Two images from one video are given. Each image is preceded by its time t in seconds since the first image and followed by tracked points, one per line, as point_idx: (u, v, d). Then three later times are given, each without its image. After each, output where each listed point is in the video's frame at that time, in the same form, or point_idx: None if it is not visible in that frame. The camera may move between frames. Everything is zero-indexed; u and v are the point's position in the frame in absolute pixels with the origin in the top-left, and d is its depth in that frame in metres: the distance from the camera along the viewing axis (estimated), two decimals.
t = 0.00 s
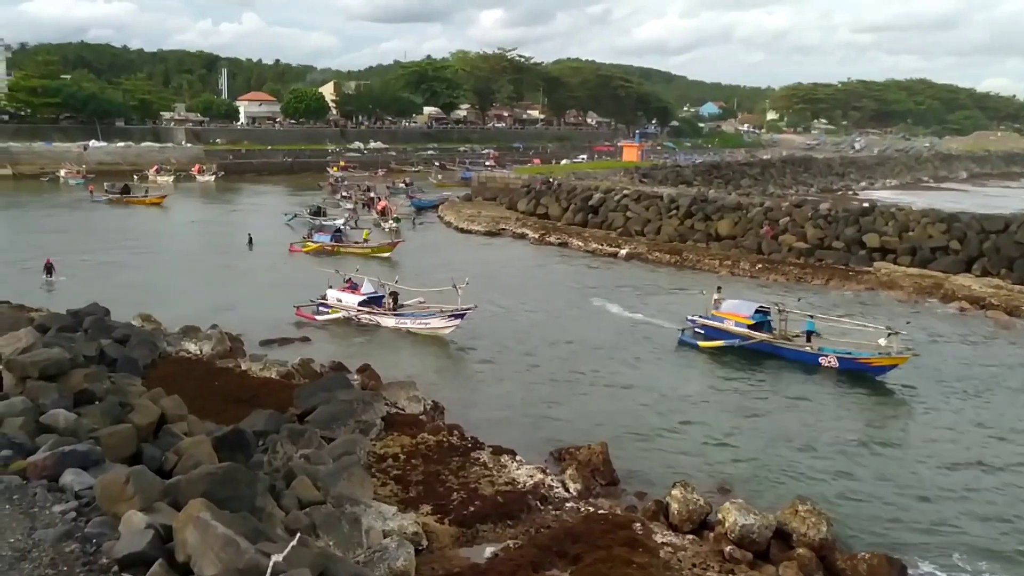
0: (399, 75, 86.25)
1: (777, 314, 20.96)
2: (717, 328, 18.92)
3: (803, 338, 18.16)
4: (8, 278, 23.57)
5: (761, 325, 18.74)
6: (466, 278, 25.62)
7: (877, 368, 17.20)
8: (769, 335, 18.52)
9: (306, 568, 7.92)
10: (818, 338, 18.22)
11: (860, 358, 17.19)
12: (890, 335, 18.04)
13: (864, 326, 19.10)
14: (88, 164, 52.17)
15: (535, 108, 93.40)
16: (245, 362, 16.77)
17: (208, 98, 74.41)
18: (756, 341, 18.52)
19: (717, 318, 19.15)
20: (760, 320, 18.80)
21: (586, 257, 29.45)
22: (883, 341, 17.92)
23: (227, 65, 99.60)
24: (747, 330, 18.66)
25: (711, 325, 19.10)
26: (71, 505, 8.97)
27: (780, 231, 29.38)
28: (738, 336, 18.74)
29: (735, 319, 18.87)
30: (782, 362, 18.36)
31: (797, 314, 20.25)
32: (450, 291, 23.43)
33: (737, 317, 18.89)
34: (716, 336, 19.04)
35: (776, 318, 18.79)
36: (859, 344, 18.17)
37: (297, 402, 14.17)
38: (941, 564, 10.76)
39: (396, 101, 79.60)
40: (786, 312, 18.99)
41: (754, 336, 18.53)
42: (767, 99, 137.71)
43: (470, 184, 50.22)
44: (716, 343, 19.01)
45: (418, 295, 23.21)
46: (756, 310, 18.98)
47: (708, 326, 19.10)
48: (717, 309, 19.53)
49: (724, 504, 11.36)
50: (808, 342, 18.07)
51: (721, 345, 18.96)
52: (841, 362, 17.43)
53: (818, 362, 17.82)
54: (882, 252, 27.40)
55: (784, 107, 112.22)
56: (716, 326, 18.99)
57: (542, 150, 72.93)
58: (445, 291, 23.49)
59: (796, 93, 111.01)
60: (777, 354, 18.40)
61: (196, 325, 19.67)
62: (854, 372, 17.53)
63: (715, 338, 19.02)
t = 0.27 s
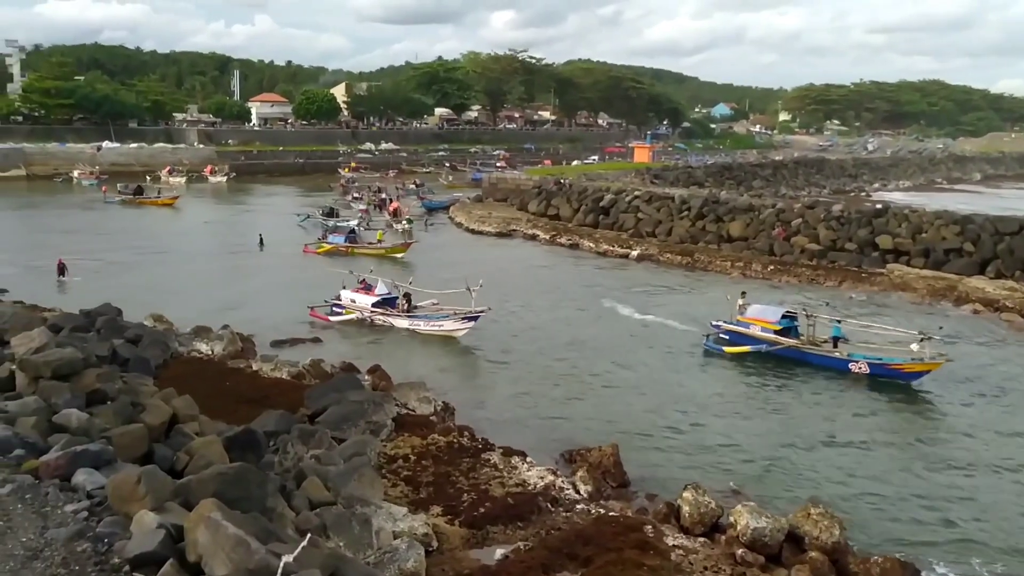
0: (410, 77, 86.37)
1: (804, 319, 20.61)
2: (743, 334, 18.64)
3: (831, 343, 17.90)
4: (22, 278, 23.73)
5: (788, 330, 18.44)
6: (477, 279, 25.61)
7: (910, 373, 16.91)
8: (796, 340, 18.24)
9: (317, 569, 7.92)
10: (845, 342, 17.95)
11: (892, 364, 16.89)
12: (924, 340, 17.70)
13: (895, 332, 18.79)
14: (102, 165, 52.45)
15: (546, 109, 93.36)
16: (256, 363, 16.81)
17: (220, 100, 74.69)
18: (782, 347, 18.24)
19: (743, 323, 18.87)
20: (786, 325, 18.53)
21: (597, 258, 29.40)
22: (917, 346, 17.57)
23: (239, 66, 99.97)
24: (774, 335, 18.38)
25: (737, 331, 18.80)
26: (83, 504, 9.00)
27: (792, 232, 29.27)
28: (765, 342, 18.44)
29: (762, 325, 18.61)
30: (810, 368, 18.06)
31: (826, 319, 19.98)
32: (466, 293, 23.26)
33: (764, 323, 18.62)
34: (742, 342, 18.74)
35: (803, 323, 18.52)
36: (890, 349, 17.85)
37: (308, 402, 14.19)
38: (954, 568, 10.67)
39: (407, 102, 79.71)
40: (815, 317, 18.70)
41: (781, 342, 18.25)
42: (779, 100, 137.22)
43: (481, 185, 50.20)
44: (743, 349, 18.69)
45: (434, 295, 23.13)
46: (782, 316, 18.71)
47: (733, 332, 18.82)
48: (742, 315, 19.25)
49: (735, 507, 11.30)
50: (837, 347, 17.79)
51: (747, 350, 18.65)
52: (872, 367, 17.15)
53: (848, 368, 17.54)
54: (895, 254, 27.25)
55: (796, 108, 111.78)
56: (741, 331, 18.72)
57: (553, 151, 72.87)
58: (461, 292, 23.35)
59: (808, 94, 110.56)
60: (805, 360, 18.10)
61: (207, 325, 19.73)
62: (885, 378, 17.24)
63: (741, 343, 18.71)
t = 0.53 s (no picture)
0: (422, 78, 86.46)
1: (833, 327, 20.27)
2: (771, 339, 18.25)
3: (861, 349, 17.55)
4: (35, 278, 23.88)
5: (817, 336, 18.12)
6: (489, 281, 25.58)
7: (945, 379, 16.49)
8: (825, 346, 17.90)
9: (327, 570, 7.90)
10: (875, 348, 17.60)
11: (925, 370, 16.50)
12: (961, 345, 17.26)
13: (930, 337, 18.36)
14: (115, 166, 52.69)
15: (557, 110, 93.28)
16: (267, 363, 16.83)
17: (232, 101, 74.96)
18: (810, 352, 17.90)
19: (770, 328, 18.49)
20: (815, 331, 18.20)
21: (608, 260, 29.33)
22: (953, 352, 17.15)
23: (251, 68, 100.32)
24: (803, 341, 18.05)
25: (764, 336, 18.40)
26: (95, 503, 9.01)
27: (805, 234, 29.12)
28: (793, 347, 18.08)
29: (790, 330, 18.29)
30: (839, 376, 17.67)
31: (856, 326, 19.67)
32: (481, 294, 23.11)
33: (792, 328, 18.29)
34: (769, 347, 18.36)
35: (832, 330, 18.20)
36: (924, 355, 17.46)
37: (318, 403, 14.20)
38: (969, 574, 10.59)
39: (419, 103, 79.80)
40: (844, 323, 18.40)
41: (809, 347, 17.90)
42: (791, 101, 136.68)
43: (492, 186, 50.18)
44: (770, 354, 18.32)
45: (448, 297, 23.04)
46: (811, 322, 18.42)
47: (760, 337, 18.38)
48: (769, 320, 18.92)
49: (747, 510, 11.23)
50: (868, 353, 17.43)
51: (775, 356, 18.27)
52: (906, 374, 16.77)
53: (881, 374, 17.18)
54: (909, 256, 27.06)
55: (809, 109, 111.31)
56: (768, 336, 18.32)
57: (564, 152, 72.79)
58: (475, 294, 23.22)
59: (821, 95, 110.06)
60: (834, 366, 17.74)
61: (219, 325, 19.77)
62: (919, 385, 16.88)
63: (768, 349, 18.33)
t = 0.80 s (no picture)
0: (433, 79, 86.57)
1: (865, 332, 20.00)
2: (802, 345, 17.88)
3: (893, 355, 17.23)
4: (48, 278, 24.04)
5: (848, 342, 17.79)
6: (501, 282, 25.55)
7: (982, 387, 16.15)
8: (856, 353, 17.56)
9: (338, 571, 7.90)
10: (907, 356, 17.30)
11: (961, 378, 16.16)
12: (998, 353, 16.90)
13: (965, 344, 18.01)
14: (128, 166, 52.95)
15: (568, 111, 93.20)
16: (279, 363, 16.85)
17: (245, 102, 75.24)
18: (842, 359, 17.54)
19: (800, 334, 18.13)
20: (846, 337, 17.88)
21: (619, 261, 29.26)
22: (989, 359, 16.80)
23: (264, 69, 100.68)
24: (834, 347, 17.72)
25: (794, 342, 18.02)
26: (107, 503, 9.04)
27: (818, 235, 28.99)
28: (824, 354, 17.73)
29: (820, 336, 17.96)
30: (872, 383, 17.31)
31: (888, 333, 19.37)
32: (494, 297, 23.07)
33: (822, 334, 17.98)
34: (798, 354, 18.00)
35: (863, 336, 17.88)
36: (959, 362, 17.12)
37: (329, 403, 14.20)
38: None
39: (430, 105, 79.89)
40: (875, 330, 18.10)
41: (841, 353, 17.55)
42: (803, 102, 136.18)
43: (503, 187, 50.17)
44: (800, 361, 17.96)
45: (461, 300, 23.01)
46: (841, 328, 18.13)
47: (789, 343, 18.02)
48: (798, 326, 18.59)
49: (760, 513, 11.17)
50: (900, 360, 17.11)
51: (805, 363, 17.91)
52: (941, 381, 16.43)
53: (915, 382, 16.84)
54: (923, 258, 26.89)
55: (821, 109, 110.85)
56: (798, 342, 17.96)
57: (575, 153, 72.71)
58: (488, 297, 23.17)
59: (834, 96, 109.60)
60: (867, 373, 17.39)
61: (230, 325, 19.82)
62: (954, 394, 16.54)
63: (798, 355, 17.96)
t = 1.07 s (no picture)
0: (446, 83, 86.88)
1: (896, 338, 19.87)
2: (831, 353, 17.78)
3: (926, 364, 17.12)
4: (66, 278, 24.36)
5: (879, 350, 17.69)
6: (512, 284, 25.68)
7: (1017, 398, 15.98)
8: (887, 361, 17.45)
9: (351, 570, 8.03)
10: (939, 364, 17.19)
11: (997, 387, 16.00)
12: None
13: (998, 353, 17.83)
14: (145, 169, 53.42)
15: (580, 114, 93.33)
16: (292, 364, 17.03)
17: (259, 106, 75.75)
18: (874, 367, 17.41)
19: (829, 342, 18.05)
20: (877, 344, 17.76)
21: (630, 263, 29.35)
22: None
23: (278, 72, 101.27)
24: (864, 354, 17.61)
25: (823, 350, 17.93)
26: (123, 501, 9.20)
27: (829, 238, 29.00)
28: (855, 361, 17.60)
29: (850, 343, 17.84)
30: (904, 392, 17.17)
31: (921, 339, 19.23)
32: (509, 299, 23.17)
33: (852, 342, 17.88)
34: (828, 361, 17.88)
35: (894, 343, 17.76)
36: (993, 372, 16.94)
37: (342, 404, 14.35)
38: None
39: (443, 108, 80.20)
40: (907, 337, 17.96)
41: (872, 361, 17.43)
42: (816, 105, 135.87)
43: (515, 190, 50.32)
44: (831, 369, 17.82)
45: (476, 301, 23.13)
46: (872, 335, 18.00)
47: (818, 350, 17.93)
48: (827, 334, 18.50)
49: (771, 516, 11.25)
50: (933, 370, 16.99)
51: (836, 371, 17.77)
52: (975, 391, 16.28)
53: (948, 391, 16.71)
54: (935, 261, 26.87)
55: (833, 113, 110.60)
56: (827, 349, 17.86)
57: (587, 156, 72.82)
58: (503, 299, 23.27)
59: (846, 99, 109.33)
60: (899, 381, 17.24)
61: (244, 326, 20.02)
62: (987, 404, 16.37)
63: (829, 363, 17.84)
